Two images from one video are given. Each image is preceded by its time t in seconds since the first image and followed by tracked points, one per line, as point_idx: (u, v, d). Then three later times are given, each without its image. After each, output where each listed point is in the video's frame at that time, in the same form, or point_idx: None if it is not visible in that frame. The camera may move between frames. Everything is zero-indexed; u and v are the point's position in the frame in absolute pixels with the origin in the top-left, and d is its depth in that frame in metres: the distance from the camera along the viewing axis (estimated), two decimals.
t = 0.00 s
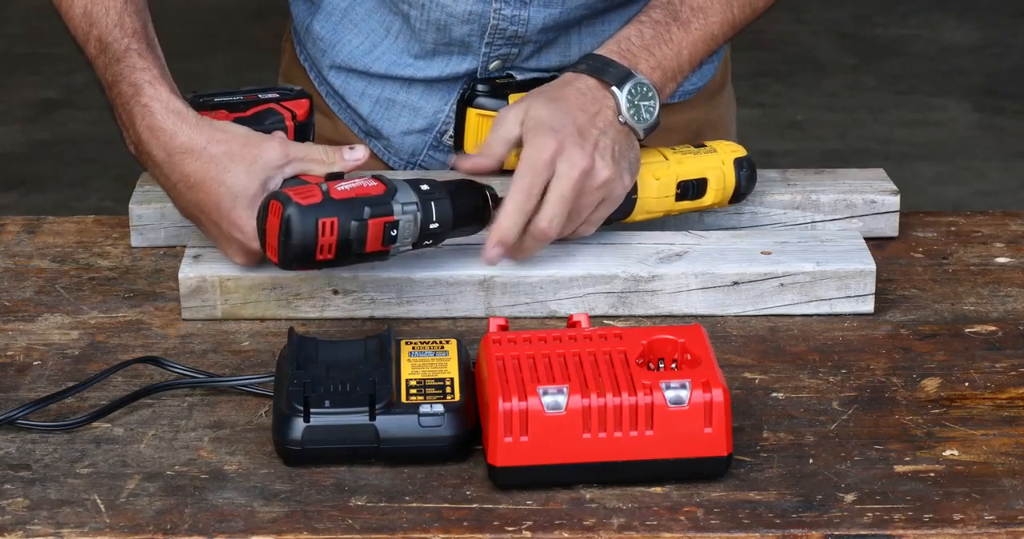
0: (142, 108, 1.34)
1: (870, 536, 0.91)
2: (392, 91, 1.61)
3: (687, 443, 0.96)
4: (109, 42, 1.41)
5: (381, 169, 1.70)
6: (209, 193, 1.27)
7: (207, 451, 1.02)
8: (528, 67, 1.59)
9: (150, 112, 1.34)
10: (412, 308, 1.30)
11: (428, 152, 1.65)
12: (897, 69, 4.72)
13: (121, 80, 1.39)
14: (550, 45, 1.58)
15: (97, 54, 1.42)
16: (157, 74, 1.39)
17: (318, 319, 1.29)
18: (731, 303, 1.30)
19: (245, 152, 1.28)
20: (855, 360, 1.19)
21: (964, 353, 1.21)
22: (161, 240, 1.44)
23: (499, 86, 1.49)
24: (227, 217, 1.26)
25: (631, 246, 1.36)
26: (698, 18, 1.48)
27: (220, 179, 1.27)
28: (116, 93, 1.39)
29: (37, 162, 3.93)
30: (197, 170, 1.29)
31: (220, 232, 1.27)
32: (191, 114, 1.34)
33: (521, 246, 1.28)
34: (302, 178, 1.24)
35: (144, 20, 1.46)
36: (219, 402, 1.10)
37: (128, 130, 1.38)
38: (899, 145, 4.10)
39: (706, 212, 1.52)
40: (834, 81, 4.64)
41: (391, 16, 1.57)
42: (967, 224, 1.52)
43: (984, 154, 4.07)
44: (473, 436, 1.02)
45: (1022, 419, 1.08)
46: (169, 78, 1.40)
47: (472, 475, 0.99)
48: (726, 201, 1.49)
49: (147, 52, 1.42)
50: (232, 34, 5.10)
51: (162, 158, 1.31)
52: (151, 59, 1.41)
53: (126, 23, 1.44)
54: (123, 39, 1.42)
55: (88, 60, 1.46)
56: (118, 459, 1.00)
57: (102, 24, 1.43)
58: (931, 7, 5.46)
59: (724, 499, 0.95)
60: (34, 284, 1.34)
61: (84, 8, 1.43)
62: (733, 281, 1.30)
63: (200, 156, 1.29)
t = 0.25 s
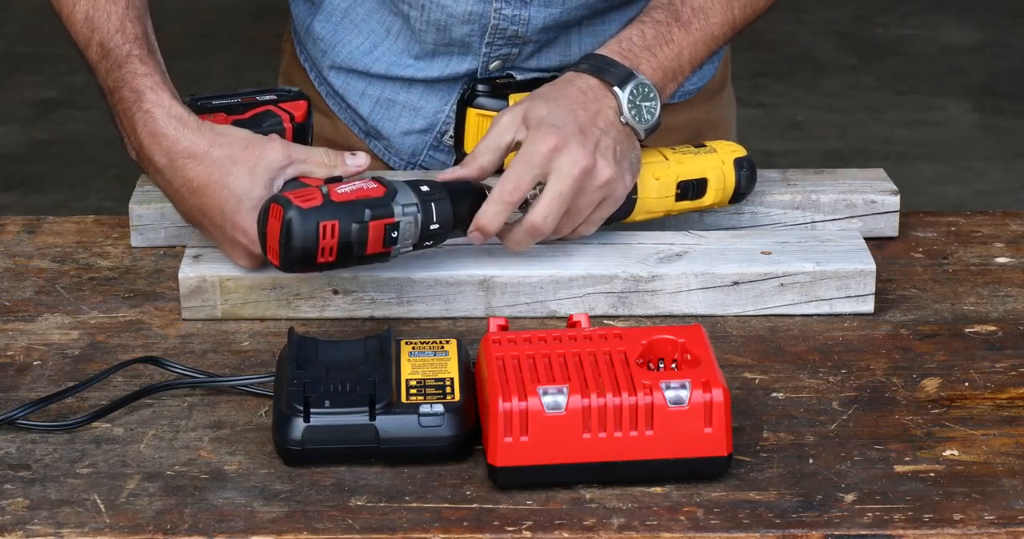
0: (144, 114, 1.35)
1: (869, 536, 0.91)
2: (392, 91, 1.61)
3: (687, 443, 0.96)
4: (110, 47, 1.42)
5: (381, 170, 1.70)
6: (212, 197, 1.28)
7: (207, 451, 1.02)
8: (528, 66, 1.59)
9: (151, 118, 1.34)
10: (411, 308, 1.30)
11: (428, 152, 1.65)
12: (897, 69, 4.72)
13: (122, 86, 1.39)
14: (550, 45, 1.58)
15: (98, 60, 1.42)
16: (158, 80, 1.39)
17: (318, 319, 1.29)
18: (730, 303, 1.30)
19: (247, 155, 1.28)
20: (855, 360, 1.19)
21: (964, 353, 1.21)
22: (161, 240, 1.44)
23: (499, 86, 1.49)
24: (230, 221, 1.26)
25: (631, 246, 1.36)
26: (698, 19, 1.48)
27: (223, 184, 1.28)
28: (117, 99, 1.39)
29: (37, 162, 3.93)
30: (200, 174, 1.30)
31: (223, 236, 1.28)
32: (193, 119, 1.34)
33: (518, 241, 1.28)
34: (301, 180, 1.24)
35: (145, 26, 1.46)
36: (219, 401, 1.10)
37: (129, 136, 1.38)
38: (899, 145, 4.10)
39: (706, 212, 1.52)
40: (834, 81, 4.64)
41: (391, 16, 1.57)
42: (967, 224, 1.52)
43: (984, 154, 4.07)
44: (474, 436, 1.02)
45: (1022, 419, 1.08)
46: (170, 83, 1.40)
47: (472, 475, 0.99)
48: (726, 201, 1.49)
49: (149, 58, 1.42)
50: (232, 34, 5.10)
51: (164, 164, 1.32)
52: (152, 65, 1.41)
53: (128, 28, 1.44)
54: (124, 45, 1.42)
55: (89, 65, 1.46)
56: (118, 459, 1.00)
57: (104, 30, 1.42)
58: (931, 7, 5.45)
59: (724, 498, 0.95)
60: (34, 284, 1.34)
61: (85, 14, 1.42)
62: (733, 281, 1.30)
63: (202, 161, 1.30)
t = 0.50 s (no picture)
0: (143, 110, 1.35)
1: (870, 536, 0.91)
2: (392, 91, 1.61)
3: (687, 443, 0.96)
4: (109, 44, 1.41)
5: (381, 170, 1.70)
6: (212, 193, 1.28)
7: (207, 451, 1.02)
8: (528, 66, 1.59)
9: (151, 114, 1.34)
10: (411, 308, 1.30)
11: (428, 152, 1.65)
12: (897, 69, 4.72)
13: (121, 83, 1.39)
14: (550, 45, 1.58)
15: (98, 56, 1.42)
16: (158, 77, 1.39)
17: (318, 319, 1.29)
18: (731, 303, 1.30)
19: (246, 152, 1.29)
20: (855, 360, 1.19)
21: (964, 353, 1.21)
22: (161, 239, 1.44)
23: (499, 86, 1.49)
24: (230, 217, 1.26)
25: (631, 246, 1.36)
26: (700, 19, 1.48)
27: (223, 180, 1.28)
28: (117, 96, 1.39)
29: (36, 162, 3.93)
30: (199, 170, 1.29)
31: (223, 232, 1.27)
32: (192, 116, 1.34)
33: (519, 243, 1.28)
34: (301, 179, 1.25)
35: (145, 23, 1.46)
36: (219, 401, 1.10)
37: (128, 132, 1.38)
38: (899, 145, 4.10)
39: (706, 212, 1.52)
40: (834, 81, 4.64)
41: (391, 16, 1.57)
42: (967, 224, 1.52)
43: (984, 154, 4.08)
44: (474, 436, 1.02)
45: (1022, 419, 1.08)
46: (170, 80, 1.40)
47: (472, 475, 0.99)
48: (726, 201, 1.49)
49: (149, 55, 1.42)
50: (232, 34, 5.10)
51: (163, 160, 1.32)
52: (151, 62, 1.41)
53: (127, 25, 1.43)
54: (124, 41, 1.42)
55: (88, 62, 1.46)
56: (118, 459, 1.00)
57: (103, 26, 1.42)
58: (931, 7, 5.45)
59: (724, 499, 0.95)
60: (34, 284, 1.34)
61: (84, 10, 1.41)
62: (733, 281, 1.30)
63: (202, 157, 1.30)
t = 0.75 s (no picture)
0: (143, 112, 1.35)
1: (869, 536, 0.91)
2: (391, 92, 1.61)
3: (687, 442, 0.96)
4: (109, 45, 1.41)
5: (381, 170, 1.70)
6: (212, 193, 1.28)
7: (207, 451, 1.02)
8: (528, 67, 1.58)
9: (150, 115, 1.34)
10: (411, 308, 1.30)
11: (428, 153, 1.65)
12: (897, 69, 4.72)
13: (121, 84, 1.39)
14: (550, 46, 1.58)
15: (97, 58, 1.41)
16: (157, 78, 1.39)
17: (318, 319, 1.29)
18: (730, 303, 1.30)
19: (245, 153, 1.29)
20: (855, 360, 1.19)
21: (963, 353, 1.21)
22: (161, 239, 1.44)
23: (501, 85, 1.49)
24: (230, 218, 1.26)
25: (631, 246, 1.36)
26: (701, 19, 1.48)
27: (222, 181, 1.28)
28: (116, 97, 1.39)
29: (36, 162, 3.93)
30: (198, 172, 1.30)
31: (222, 233, 1.27)
32: (191, 117, 1.35)
33: (520, 243, 1.28)
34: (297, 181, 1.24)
35: (144, 25, 1.46)
36: (219, 401, 1.10)
37: (128, 134, 1.38)
38: (899, 145, 4.10)
39: (707, 212, 1.52)
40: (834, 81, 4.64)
41: (390, 17, 1.57)
42: (967, 224, 1.52)
43: (984, 154, 4.08)
44: (474, 436, 1.02)
45: (1022, 419, 1.08)
46: (169, 81, 1.41)
47: (472, 475, 0.99)
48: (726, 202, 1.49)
49: (148, 56, 1.42)
50: (232, 34, 5.10)
51: (163, 162, 1.32)
52: (150, 63, 1.41)
53: (127, 26, 1.43)
54: (123, 43, 1.41)
55: (87, 64, 1.45)
56: (118, 459, 1.00)
57: (103, 28, 1.41)
58: (931, 7, 5.45)
59: (724, 499, 0.95)
60: (34, 285, 1.34)
61: (84, 11, 1.41)
62: (733, 281, 1.30)
63: (201, 158, 1.30)
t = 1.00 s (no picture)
0: (143, 113, 1.34)
1: (870, 536, 0.91)
2: (391, 92, 1.61)
3: (687, 442, 0.96)
4: (109, 46, 1.41)
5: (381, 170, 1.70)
6: (212, 194, 1.28)
7: (207, 451, 1.02)
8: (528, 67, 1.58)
9: (150, 116, 1.34)
10: (411, 308, 1.30)
11: (427, 153, 1.65)
12: (897, 69, 4.72)
13: (121, 86, 1.38)
14: (549, 46, 1.58)
15: (98, 59, 1.41)
16: (157, 79, 1.39)
17: (318, 319, 1.29)
18: (730, 303, 1.30)
19: (245, 153, 1.28)
20: (855, 360, 1.19)
21: (964, 353, 1.21)
22: (161, 239, 1.44)
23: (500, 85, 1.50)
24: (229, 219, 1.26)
25: (631, 246, 1.36)
26: (701, 19, 1.48)
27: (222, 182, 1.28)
28: (116, 99, 1.39)
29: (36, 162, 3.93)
30: (198, 173, 1.30)
31: (224, 234, 1.28)
32: (191, 118, 1.34)
33: (520, 243, 1.28)
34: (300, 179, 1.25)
35: (144, 26, 1.45)
36: (219, 401, 1.10)
37: (128, 135, 1.38)
38: (899, 145, 4.10)
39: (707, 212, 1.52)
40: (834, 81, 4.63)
41: (390, 18, 1.57)
42: (967, 224, 1.52)
43: (984, 154, 4.08)
44: (474, 436, 1.02)
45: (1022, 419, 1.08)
46: (169, 82, 1.40)
47: (472, 475, 0.99)
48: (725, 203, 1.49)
49: (147, 57, 1.42)
50: (232, 34, 5.10)
51: (163, 163, 1.32)
52: (150, 64, 1.41)
53: (127, 27, 1.43)
54: (124, 45, 1.41)
55: (88, 66, 1.45)
56: (118, 459, 1.00)
57: (102, 29, 1.41)
58: (931, 7, 5.45)
59: (723, 498, 0.95)
60: (34, 285, 1.34)
61: (84, 13, 1.41)
62: (733, 281, 1.30)
63: (201, 159, 1.30)
